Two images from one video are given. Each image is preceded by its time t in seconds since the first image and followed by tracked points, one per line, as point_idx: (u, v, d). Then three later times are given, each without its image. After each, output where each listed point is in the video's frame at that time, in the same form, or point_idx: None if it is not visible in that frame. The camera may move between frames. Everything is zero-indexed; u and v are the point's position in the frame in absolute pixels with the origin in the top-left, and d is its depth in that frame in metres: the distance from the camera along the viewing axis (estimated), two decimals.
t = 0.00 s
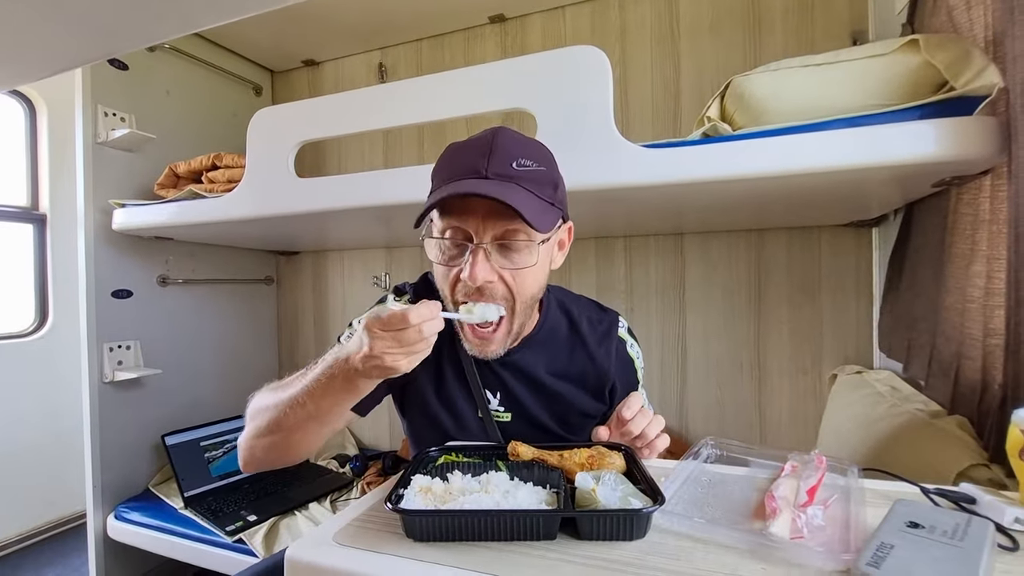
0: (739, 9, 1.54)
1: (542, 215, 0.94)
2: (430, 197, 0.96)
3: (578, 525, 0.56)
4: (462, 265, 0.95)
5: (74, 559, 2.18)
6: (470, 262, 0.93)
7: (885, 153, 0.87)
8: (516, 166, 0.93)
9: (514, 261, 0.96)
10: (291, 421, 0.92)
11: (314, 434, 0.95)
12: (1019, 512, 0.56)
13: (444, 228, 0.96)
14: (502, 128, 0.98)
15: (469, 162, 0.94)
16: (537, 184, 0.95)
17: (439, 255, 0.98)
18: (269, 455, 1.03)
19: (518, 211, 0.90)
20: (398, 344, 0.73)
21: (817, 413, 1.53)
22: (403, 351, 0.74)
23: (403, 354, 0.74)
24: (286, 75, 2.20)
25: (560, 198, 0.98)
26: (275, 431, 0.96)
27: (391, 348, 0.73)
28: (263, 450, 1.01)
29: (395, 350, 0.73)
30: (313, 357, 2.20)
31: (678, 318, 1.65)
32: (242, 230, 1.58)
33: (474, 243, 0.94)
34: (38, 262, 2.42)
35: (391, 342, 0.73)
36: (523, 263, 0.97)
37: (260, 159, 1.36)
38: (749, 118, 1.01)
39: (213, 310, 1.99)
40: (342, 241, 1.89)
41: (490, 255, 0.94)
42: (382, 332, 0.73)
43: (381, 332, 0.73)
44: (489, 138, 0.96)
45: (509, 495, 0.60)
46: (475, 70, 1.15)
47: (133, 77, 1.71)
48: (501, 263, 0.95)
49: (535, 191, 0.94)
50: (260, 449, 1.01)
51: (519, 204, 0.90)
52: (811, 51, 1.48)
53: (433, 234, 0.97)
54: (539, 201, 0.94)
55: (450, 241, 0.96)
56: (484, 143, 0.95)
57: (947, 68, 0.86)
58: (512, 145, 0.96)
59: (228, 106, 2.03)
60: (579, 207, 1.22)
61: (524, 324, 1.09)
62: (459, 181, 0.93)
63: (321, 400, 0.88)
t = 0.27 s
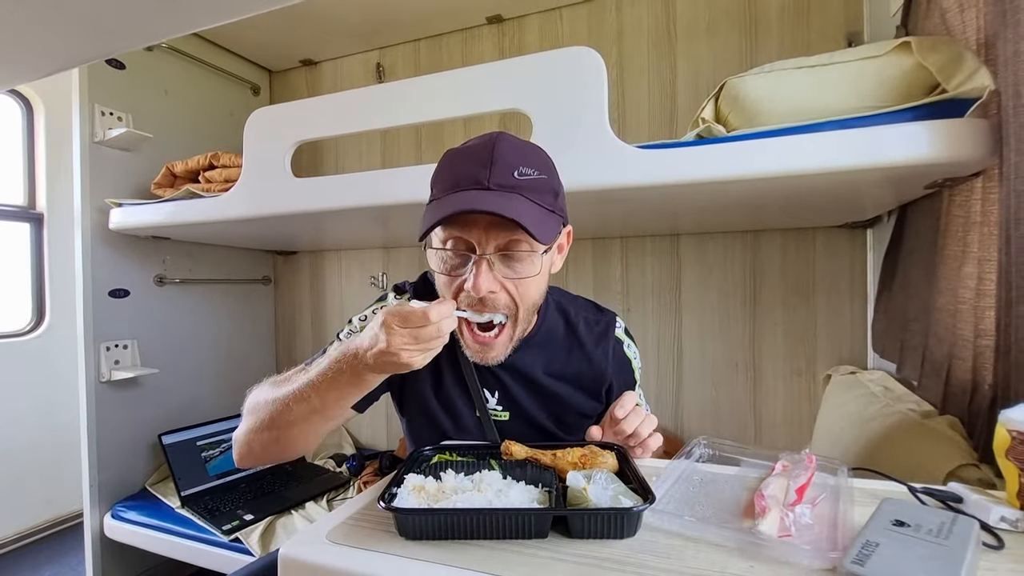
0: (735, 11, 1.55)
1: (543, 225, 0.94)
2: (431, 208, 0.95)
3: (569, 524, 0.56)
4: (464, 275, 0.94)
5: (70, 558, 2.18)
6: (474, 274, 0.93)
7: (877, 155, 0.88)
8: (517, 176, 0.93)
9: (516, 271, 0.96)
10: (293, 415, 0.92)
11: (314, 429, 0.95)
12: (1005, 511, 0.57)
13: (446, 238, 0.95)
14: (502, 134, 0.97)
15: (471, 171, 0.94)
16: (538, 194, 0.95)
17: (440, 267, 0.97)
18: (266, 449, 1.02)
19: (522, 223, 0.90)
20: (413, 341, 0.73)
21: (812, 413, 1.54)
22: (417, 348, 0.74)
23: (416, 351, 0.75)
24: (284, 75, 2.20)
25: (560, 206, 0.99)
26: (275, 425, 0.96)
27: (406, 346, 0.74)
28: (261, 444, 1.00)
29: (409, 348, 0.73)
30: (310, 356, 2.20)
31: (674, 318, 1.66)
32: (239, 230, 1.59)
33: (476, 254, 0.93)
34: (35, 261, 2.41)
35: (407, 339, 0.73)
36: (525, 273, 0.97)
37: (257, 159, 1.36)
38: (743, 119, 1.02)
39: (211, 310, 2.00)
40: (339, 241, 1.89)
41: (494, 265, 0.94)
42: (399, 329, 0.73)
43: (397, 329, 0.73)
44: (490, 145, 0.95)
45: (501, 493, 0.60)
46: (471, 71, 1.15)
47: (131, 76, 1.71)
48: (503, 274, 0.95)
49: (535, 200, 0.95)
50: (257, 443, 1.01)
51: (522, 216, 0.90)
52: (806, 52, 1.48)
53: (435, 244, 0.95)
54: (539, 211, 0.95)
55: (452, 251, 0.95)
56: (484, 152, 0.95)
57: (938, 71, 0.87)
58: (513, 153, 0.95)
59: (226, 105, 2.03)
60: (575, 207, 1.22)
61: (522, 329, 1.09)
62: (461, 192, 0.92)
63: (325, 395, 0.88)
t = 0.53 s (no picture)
0: (734, 11, 1.55)
1: (544, 234, 0.94)
2: (433, 217, 0.94)
3: (569, 525, 0.56)
4: (467, 285, 0.94)
5: (69, 560, 2.17)
6: (476, 284, 0.93)
7: (876, 155, 0.88)
8: (519, 185, 0.93)
9: (518, 279, 0.96)
10: (292, 405, 0.93)
11: (313, 419, 0.96)
12: (1005, 511, 0.57)
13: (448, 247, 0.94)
14: (505, 138, 0.96)
15: (473, 180, 0.93)
16: (540, 202, 0.95)
17: (443, 275, 0.97)
18: (265, 436, 1.03)
19: (524, 234, 0.90)
20: (409, 342, 0.73)
21: (811, 412, 1.54)
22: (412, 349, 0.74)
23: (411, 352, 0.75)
24: (283, 75, 2.19)
25: (561, 211, 0.99)
26: (274, 413, 0.96)
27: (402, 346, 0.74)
28: (259, 431, 1.01)
29: (405, 348, 0.74)
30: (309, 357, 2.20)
31: (673, 319, 1.66)
32: (238, 230, 1.58)
33: (479, 263, 0.93)
34: (34, 262, 2.41)
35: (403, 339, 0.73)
36: (527, 281, 0.97)
37: (256, 159, 1.36)
38: (742, 119, 1.01)
39: (210, 311, 1.99)
40: (338, 242, 1.89)
41: (496, 274, 0.94)
42: (396, 328, 0.73)
43: (394, 329, 0.73)
44: (492, 152, 0.95)
45: (501, 494, 0.60)
46: (470, 71, 1.15)
47: (129, 77, 1.71)
48: (506, 282, 0.95)
49: (536, 208, 0.95)
50: (255, 430, 1.01)
51: (524, 226, 0.91)
52: (805, 52, 1.49)
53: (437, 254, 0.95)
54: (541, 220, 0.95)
55: (455, 260, 0.94)
56: (486, 159, 0.94)
57: (937, 71, 0.87)
58: (515, 159, 0.95)
59: (224, 106, 2.03)
60: (575, 208, 1.22)
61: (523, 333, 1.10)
62: (463, 203, 0.92)
63: (324, 387, 0.88)
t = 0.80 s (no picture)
0: (730, 7, 1.55)
1: (540, 240, 0.94)
2: (428, 221, 0.93)
3: (566, 520, 0.56)
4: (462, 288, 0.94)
5: (64, 559, 2.16)
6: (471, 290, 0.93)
7: (872, 150, 0.88)
8: (514, 190, 0.92)
9: (513, 285, 0.95)
10: (275, 401, 0.93)
11: (298, 416, 0.96)
12: (1002, 504, 0.57)
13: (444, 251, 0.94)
14: (500, 138, 0.94)
15: (467, 185, 0.92)
16: (535, 206, 0.94)
17: (440, 277, 0.97)
18: (251, 432, 1.03)
19: (518, 242, 0.89)
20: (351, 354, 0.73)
21: (807, 408, 1.54)
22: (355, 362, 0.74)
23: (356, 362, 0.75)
24: (278, 72, 2.18)
25: (556, 213, 0.98)
26: (259, 409, 0.96)
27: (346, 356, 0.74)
28: (244, 427, 1.00)
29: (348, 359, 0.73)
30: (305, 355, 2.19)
31: (670, 316, 1.66)
32: (233, 227, 1.57)
33: (474, 268, 0.93)
34: (27, 260, 2.39)
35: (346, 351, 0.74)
36: (522, 285, 0.97)
37: (251, 156, 1.35)
38: (739, 115, 1.01)
39: (205, 308, 1.98)
40: (334, 239, 1.88)
41: (491, 279, 0.93)
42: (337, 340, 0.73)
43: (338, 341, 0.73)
44: (487, 153, 0.93)
45: (498, 490, 0.60)
46: (467, 67, 1.15)
47: (122, 73, 1.69)
48: (500, 287, 0.95)
49: (532, 213, 0.94)
50: (241, 426, 1.01)
51: (519, 233, 0.90)
52: (801, 49, 1.49)
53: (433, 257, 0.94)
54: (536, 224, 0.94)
55: (451, 263, 0.94)
56: (481, 162, 0.92)
57: (934, 66, 0.87)
58: (510, 161, 0.93)
59: (219, 102, 2.02)
60: (571, 204, 1.22)
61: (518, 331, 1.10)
62: (458, 209, 0.91)
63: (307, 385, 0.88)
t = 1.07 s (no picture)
0: (730, 5, 1.55)
1: (541, 233, 0.95)
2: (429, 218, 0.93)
3: (566, 517, 0.56)
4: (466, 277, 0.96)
5: (60, 557, 2.16)
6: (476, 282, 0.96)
7: (872, 148, 0.88)
8: (515, 186, 0.91)
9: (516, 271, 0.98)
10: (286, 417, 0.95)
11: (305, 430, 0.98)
12: (1001, 501, 0.57)
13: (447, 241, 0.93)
14: (499, 133, 0.92)
15: (468, 182, 0.91)
16: (536, 199, 0.94)
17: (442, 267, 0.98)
18: (263, 440, 1.05)
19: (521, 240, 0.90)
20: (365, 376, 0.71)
21: (805, 406, 1.55)
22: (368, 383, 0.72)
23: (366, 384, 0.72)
24: (276, 68, 2.17)
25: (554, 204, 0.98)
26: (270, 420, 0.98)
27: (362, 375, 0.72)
28: (256, 434, 1.03)
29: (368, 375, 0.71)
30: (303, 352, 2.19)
31: (668, 314, 1.66)
32: (231, 224, 1.57)
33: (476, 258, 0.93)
34: (23, 256, 2.38)
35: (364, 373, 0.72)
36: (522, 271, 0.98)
37: (249, 152, 1.35)
38: (739, 113, 1.01)
39: (203, 306, 1.98)
40: (333, 236, 1.87)
41: (493, 267, 0.95)
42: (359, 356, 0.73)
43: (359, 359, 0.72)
44: (487, 148, 0.91)
45: (498, 487, 0.60)
46: (466, 64, 1.14)
47: (119, 68, 1.69)
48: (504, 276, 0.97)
49: (533, 207, 0.94)
50: (253, 433, 1.04)
51: (521, 231, 0.90)
52: (801, 47, 1.48)
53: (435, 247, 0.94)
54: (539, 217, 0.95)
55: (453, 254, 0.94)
56: (481, 158, 0.91)
57: (934, 64, 0.87)
58: (510, 156, 0.92)
59: (217, 99, 2.01)
60: (571, 201, 1.22)
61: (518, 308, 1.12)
62: (460, 208, 0.90)
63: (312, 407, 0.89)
